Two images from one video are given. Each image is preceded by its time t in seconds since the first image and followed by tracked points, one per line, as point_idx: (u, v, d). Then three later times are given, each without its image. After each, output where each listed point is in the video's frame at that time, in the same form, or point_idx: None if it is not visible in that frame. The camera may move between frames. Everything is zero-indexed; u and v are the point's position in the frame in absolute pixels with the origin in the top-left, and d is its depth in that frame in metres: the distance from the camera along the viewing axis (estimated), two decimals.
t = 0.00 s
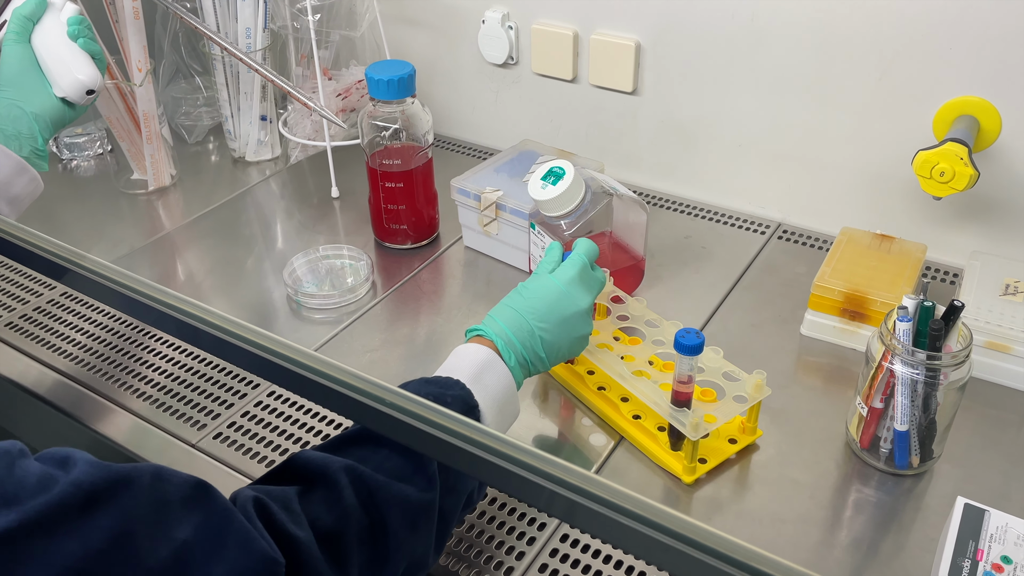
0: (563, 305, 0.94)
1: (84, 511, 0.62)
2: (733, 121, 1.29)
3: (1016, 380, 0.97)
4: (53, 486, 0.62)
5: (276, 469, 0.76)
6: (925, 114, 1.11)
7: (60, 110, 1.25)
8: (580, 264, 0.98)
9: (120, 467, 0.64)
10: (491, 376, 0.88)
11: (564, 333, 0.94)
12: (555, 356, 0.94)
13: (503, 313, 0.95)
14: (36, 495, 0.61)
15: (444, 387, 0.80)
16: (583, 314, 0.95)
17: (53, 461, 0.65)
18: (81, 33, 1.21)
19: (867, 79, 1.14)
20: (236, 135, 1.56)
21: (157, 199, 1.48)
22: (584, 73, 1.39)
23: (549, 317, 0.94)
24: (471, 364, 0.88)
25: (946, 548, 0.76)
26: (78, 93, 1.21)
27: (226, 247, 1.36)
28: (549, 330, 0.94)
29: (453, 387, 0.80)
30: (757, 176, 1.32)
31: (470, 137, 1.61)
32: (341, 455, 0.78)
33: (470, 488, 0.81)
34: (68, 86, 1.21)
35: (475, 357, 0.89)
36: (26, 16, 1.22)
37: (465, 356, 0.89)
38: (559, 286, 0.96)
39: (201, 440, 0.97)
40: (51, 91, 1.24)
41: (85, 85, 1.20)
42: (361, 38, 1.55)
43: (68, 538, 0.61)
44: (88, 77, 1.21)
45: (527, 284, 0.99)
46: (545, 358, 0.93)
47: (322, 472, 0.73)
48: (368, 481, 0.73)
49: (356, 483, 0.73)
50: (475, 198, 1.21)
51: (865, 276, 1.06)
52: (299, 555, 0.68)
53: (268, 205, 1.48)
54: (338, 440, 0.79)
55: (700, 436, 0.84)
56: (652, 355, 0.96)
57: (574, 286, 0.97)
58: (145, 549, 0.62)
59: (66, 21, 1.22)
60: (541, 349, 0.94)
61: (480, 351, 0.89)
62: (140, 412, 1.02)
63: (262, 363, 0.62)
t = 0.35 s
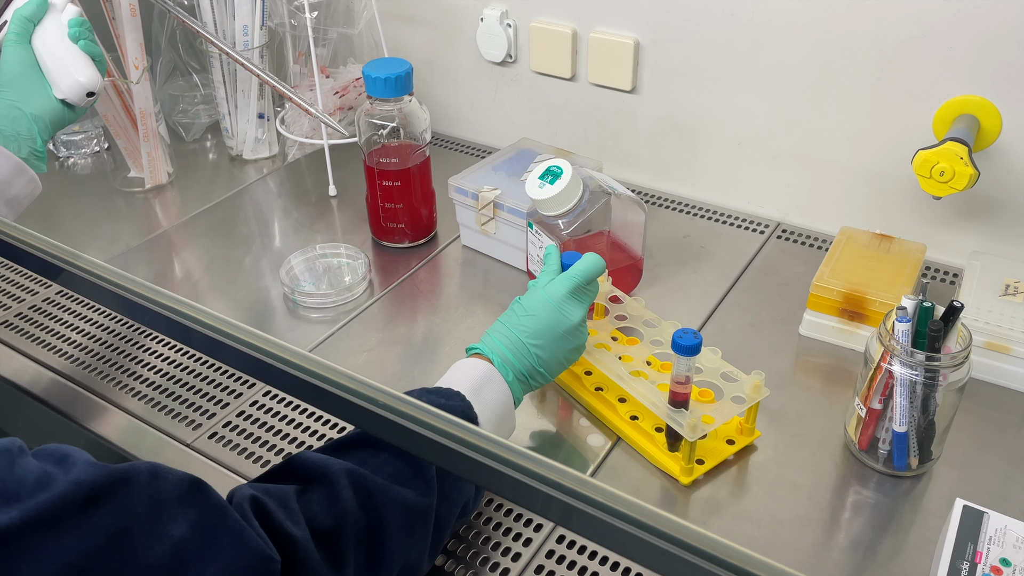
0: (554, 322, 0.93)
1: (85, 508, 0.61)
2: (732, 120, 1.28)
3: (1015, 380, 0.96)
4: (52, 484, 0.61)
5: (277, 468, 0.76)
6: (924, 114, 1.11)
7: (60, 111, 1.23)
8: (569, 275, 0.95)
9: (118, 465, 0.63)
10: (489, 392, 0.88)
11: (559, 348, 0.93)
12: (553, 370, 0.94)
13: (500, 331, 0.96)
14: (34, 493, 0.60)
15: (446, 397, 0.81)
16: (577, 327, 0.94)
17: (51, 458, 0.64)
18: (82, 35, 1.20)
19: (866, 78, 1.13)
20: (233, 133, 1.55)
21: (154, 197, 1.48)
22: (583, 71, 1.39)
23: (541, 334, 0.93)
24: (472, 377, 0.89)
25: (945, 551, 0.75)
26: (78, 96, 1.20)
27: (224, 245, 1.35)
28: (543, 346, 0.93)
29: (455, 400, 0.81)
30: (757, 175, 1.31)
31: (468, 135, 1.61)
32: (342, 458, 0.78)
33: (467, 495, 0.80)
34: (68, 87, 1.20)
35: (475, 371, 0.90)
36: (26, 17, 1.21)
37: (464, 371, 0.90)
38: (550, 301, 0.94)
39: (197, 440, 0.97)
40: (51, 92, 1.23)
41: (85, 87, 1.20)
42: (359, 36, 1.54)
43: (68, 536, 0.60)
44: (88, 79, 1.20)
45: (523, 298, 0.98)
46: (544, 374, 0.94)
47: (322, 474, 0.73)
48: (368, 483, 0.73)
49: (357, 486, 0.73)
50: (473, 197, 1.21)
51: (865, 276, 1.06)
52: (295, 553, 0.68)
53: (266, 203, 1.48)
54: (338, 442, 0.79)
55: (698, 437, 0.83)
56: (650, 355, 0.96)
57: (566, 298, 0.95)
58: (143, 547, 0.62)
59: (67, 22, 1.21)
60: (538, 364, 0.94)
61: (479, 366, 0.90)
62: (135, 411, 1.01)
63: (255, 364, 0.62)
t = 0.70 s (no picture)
0: (551, 332, 0.93)
1: (96, 513, 0.61)
2: (733, 121, 1.28)
3: (1015, 382, 0.96)
4: (64, 490, 0.61)
5: (279, 470, 0.76)
6: (926, 115, 1.11)
7: (60, 109, 1.24)
8: (565, 284, 0.95)
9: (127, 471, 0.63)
10: (489, 400, 0.90)
11: (555, 356, 0.93)
12: (550, 379, 0.95)
13: (497, 339, 0.96)
14: (46, 499, 0.60)
15: (447, 402, 0.82)
16: (573, 336, 0.94)
17: (60, 462, 0.64)
18: (83, 32, 1.20)
19: (868, 79, 1.13)
20: (234, 132, 1.55)
21: (156, 196, 1.48)
22: (584, 71, 1.39)
23: (538, 342, 0.93)
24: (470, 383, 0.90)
25: (944, 553, 0.75)
26: (80, 93, 1.20)
27: (225, 244, 1.35)
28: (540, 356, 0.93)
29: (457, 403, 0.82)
30: (757, 175, 1.31)
31: (470, 134, 1.61)
32: (344, 460, 0.78)
33: (467, 499, 0.79)
34: (68, 85, 1.20)
35: (475, 377, 0.91)
36: (27, 15, 1.21)
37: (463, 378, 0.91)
38: (546, 310, 0.94)
39: (198, 440, 0.97)
40: (51, 90, 1.23)
41: (87, 86, 1.19)
42: (360, 35, 1.54)
43: (79, 540, 0.60)
44: (90, 77, 1.20)
45: (520, 306, 0.99)
46: (540, 382, 0.94)
47: (324, 476, 0.74)
48: (371, 485, 0.73)
49: (359, 488, 0.73)
50: (474, 197, 1.21)
51: (865, 277, 1.06)
52: (299, 555, 0.68)
53: (267, 202, 1.48)
54: (340, 444, 0.79)
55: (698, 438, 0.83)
56: (650, 356, 0.96)
57: (563, 307, 0.95)
58: (150, 551, 0.62)
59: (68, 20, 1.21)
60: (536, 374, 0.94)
61: (478, 373, 0.91)
62: (136, 411, 1.01)
63: (255, 365, 0.62)
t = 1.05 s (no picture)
0: (548, 334, 0.93)
1: (94, 511, 0.60)
2: (732, 120, 1.28)
3: (1014, 381, 0.96)
4: (62, 487, 0.60)
5: (274, 470, 0.76)
6: (925, 113, 1.11)
7: (59, 106, 1.23)
8: (566, 286, 0.95)
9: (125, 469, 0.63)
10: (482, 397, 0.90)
11: (553, 357, 0.94)
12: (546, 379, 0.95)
13: (495, 338, 0.96)
14: (44, 497, 0.60)
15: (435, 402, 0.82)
16: (572, 338, 0.94)
17: (58, 459, 0.64)
18: (83, 29, 1.21)
19: (867, 77, 1.13)
20: (234, 130, 1.55)
21: (155, 193, 1.48)
22: (583, 69, 1.38)
23: (536, 343, 0.93)
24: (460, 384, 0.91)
25: (942, 551, 0.75)
26: (79, 91, 1.20)
27: (224, 241, 1.35)
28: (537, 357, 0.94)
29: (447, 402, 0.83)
30: (757, 174, 1.31)
31: (469, 133, 1.60)
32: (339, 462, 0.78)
33: (459, 499, 0.79)
34: (68, 83, 1.19)
35: (465, 378, 0.91)
36: (27, 11, 1.21)
37: (456, 377, 0.92)
38: (546, 311, 0.94)
39: (197, 437, 0.97)
40: (51, 86, 1.22)
41: (87, 83, 1.19)
42: (360, 33, 1.54)
43: (77, 539, 0.60)
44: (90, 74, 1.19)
45: (519, 305, 0.98)
46: (537, 382, 0.94)
47: (318, 478, 0.74)
48: (364, 487, 0.74)
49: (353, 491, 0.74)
50: (473, 195, 1.21)
51: (864, 276, 1.05)
52: (293, 556, 0.68)
53: (267, 200, 1.48)
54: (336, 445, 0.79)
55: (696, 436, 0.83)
56: (648, 354, 0.96)
57: (562, 309, 0.95)
58: (148, 550, 0.62)
59: (68, 17, 1.21)
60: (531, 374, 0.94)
61: (471, 372, 0.92)
62: (135, 409, 1.01)
63: (254, 362, 0.62)
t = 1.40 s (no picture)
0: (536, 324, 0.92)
1: (89, 521, 0.61)
2: (732, 119, 1.28)
3: (1012, 380, 0.96)
4: (58, 495, 0.61)
5: (264, 482, 0.75)
6: (925, 113, 1.11)
7: (63, 105, 1.23)
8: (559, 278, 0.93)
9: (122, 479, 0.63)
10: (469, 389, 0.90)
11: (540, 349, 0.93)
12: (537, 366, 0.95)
13: (485, 325, 0.96)
14: (40, 504, 0.60)
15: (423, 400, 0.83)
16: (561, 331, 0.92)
17: (56, 466, 0.64)
18: (87, 29, 1.21)
19: (867, 77, 1.13)
20: (233, 128, 1.55)
21: (154, 191, 1.48)
22: (583, 68, 1.38)
23: (525, 332, 0.93)
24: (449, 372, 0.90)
25: (940, 550, 0.75)
26: (83, 90, 1.18)
27: (223, 240, 1.35)
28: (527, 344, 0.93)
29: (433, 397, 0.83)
30: (756, 173, 1.31)
31: (469, 131, 1.60)
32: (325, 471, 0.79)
33: (452, 497, 0.80)
34: (72, 82, 1.18)
35: (454, 365, 0.91)
36: (31, 10, 1.20)
37: (442, 367, 0.91)
38: (536, 301, 0.93)
39: (195, 435, 0.97)
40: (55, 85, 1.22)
41: (90, 81, 1.18)
42: (360, 31, 1.53)
43: (71, 547, 0.60)
44: (94, 73, 1.18)
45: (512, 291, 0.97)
46: (524, 373, 0.95)
47: (306, 487, 0.73)
48: (351, 496, 0.74)
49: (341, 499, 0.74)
50: (472, 193, 1.21)
51: (863, 275, 1.06)
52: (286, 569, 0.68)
53: (266, 198, 1.48)
54: (321, 454, 0.79)
55: (693, 434, 0.83)
56: (646, 352, 0.96)
57: (553, 297, 0.93)
58: (142, 561, 0.63)
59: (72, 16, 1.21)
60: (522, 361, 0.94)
61: (456, 363, 0.91)
62: (134, 407, 1.01)
63: (252, 361, 0.62)
